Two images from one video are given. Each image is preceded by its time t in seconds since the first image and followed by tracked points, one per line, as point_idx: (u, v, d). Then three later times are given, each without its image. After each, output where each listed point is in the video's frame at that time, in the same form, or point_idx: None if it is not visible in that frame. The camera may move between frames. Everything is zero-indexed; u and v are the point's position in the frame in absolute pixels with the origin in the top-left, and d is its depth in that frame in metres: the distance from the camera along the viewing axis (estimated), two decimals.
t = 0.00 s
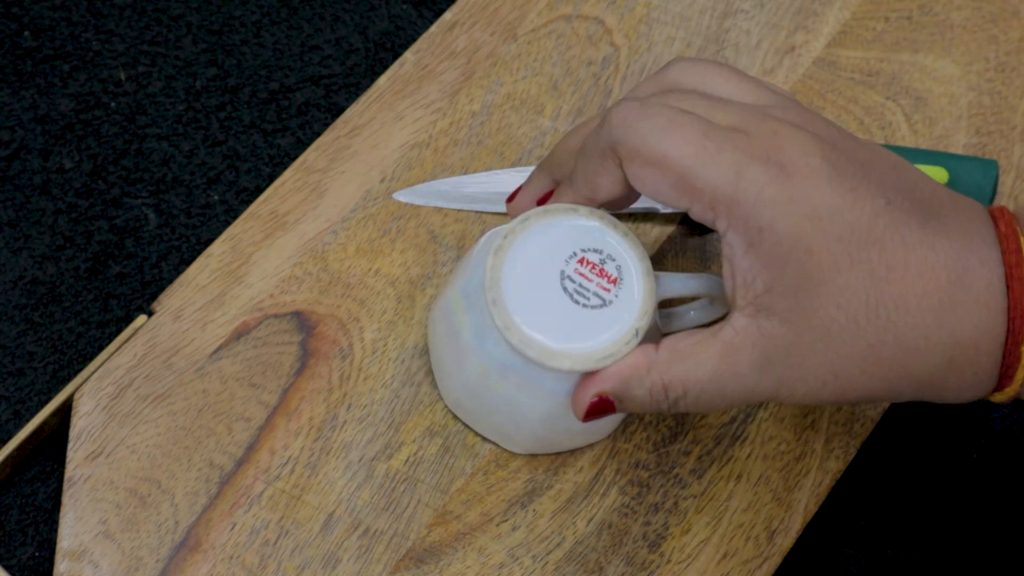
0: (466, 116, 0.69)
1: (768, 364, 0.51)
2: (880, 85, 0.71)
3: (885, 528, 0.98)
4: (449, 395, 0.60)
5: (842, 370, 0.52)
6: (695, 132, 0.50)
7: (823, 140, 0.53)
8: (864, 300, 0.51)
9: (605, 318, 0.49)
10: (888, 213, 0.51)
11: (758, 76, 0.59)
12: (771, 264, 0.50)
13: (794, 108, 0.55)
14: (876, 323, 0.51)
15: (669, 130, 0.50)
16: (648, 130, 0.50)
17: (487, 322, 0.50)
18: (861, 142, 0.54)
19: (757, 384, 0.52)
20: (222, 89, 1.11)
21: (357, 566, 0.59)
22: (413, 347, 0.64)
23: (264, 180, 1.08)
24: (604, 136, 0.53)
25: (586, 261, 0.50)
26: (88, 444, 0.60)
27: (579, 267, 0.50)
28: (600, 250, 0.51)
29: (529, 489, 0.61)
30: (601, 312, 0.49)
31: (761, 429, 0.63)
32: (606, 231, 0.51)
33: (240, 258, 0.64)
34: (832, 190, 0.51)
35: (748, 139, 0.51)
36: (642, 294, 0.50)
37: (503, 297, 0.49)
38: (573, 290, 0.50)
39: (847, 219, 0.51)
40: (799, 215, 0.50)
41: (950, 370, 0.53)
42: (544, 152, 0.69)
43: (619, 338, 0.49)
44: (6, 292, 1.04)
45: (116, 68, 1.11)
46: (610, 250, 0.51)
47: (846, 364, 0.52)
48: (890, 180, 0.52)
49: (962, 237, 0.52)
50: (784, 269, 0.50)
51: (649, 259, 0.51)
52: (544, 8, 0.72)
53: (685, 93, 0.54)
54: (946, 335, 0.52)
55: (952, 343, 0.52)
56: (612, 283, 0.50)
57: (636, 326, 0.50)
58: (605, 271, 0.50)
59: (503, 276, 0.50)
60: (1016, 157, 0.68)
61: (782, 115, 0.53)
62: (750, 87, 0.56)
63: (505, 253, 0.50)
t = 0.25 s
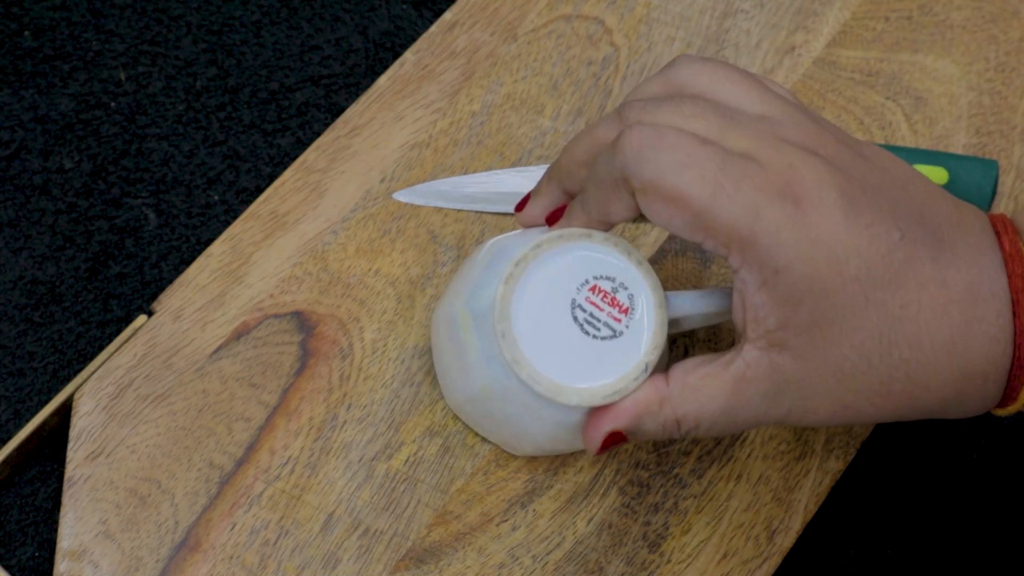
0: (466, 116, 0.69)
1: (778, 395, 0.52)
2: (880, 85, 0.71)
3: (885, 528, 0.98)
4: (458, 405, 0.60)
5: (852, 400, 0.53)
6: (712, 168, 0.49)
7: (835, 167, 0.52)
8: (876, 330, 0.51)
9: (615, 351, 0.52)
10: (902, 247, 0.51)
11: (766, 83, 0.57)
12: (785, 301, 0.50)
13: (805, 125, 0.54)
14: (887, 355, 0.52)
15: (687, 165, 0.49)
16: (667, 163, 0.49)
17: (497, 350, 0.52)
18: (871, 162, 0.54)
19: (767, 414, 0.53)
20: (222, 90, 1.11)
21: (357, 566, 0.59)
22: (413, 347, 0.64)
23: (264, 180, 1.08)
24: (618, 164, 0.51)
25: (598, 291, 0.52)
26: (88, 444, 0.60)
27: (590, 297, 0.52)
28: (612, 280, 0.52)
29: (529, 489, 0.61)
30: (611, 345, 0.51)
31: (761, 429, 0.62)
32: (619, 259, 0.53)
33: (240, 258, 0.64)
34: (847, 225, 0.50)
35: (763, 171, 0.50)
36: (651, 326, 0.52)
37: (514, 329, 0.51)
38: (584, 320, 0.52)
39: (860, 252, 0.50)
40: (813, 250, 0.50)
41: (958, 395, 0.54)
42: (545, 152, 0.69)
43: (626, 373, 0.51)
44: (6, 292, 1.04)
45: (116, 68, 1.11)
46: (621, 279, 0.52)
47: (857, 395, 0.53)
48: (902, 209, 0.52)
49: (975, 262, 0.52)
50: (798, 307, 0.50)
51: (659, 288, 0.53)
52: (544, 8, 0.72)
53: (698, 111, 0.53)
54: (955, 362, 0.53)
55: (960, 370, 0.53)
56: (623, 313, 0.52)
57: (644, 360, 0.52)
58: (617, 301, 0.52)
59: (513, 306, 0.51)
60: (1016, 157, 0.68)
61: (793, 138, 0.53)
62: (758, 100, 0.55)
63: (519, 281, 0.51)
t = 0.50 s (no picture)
0: (466, 116, 0.69)
1: (771, 385, 0.52)
2: (880, 85, 0.71)
3: (885, 528, 0.98)
4: (456, 404, 0.60)
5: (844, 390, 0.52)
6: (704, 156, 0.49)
7: (827, 158, 0.52)
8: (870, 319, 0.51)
9: (607, 342, 0.51)
10: (893, 237, 0.51)
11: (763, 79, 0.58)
12: (776, 290, 0.50)
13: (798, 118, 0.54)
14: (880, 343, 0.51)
15: (678, 153, 0.49)
16: (659, 152, 0.50)
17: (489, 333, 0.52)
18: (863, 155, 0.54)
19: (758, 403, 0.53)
20: (222, 90, 1.11)
21: (357, 566, 0.59)
22: (413, 348, 0.64)
23: (264, 180, 1.08)
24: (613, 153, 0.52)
25: (595, 282, 0.51)
26: (88, 444, 0.60)
27: (587, 288, 0.51)
28: (610, 273, 0.52)
29: (529, 489, 0.61)
30: (604, 335, 0.51)
31: (761, 429, 0.63)
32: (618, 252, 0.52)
33: (240, 258, 0.64)
34: (838, 215, 0.50)
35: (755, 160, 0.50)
36: (645, 320, 0.51)
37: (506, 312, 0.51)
38: (579, 309, 0.51)
39: (852, 241, 0.50)
40: (805, 237, 0.50)
41: (949, 387, 0.53)
42: (545, 152, 0.69)
43: (617, 365, 0.50)
44: (6, 292, 1.04)
45: (116, 68, 1.11)
46: (620, 273, 0.52)
47: (848, 384, 0.52)
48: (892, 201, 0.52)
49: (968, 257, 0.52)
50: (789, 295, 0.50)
51: (658, 285, 0.52)
52: (544, 8, 0.72)
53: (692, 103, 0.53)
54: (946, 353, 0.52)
55: (951, 363, 0.53)
56: (618, 306, 0.51)
57: (636, 354, 0.51)
58: (613, 293, 0.51)
59: (508, 288, 0.51)
60: (1016, 157, 0.68)
61: (786, 130, 0.53)
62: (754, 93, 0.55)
63: (516, 265, 0.51)
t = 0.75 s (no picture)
0: (466, 116, 0.69)
1: (744, 370, 0.52)
2: (880, 85, 0.71)
3: (885, 529, 0.98)
4: (443, 389, 0.60)
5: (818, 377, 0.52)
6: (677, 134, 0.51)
7: (811, 145, 0.53)
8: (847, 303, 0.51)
9: (590, 325, 0.50)
10: (870, 223, 0.52)
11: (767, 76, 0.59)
12: (746, 267, 0.51)
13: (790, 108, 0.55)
14: (856, 330, 0.51)
15: (653, 130, 0.51)
16: (636, 129, 0.52)
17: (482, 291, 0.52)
18: (855, 144, 0.54)
19: (731, 390, 0.52)
20: (222, 89, 1.11)
21: (357, 566, 0.59)
22: (413, 348, 0.64)
23: (264, 180, 1.08)
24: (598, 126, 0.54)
25: (596, 270, 0.51)
26: (88, 444, 0.60)
27: (586, 273, 0.51)
28: (613, 267, 0.51)
29: (529, 489, 0.61)
30: (589, 318, 0.50)
31: (761, 429, 0.63)
32: (624, 252, 0.52)
33: (240, 258, 0.64)
34: (813, 197, 0.51)
35: (731, 141, 0.52)
36: (635, 320, 0.50)
37: (501, 272, 0.51)
38: (572, 290, 0.51)
39: (825, 223, 0.51)
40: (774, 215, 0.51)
41: (927, 381, 0.53)
42: (544, 152, 0.68)
43: (593, 347, 0.49)
44: (6, 292, 1.04)
45: (116, 68, 1.11)
46: (622, 269, 0.52)
47: (823, 371, 0.52)
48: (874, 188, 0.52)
49: (952, 248, 0.52)
50: (760, 273, 0.51)
51: (656, 290, 0.52)
52: (544, 8, 0.72)
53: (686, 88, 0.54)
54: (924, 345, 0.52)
55: (929, 357, 0.52)
56: (611, 300, 0.51)
57: (615, 343, 0.50)
58: (610, 287, 0.51)
59: (510, 251, 0.51)
60: (1016, 157, 0.68)
61: (774, 118, 0.54)
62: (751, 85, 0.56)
63: (525, 232, 0.52)
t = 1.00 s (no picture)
0: (466, 116, 0.69)
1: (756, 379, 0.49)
2: (880, 85, 0.71)
3: (885, 528, 0.98)
4: (443, 390, 0.60)
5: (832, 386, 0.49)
6: (680, 131, 0.51)
7: (821, 150, 0.52)
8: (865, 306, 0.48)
9: (590, 322, 0.50)
10: (872, 223, 0.49)
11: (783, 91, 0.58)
12: (749, 266, 0.49)
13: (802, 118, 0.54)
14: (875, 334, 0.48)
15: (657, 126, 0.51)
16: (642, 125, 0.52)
17: (482, 290, 0.52)
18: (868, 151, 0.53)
19: (744, 399, 0.50)
20: (222, 89, 1.11)
21: (357, 566, 0.59)
22: (413, 348, 0.64)
23: (264, 180, 1.08)
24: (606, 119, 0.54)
25: (596, 270, 0.51)
26: (88, 444, 0.60)
27: (587, 272, 0.51)
28: (613, 267, 0.52)
29: (529, 489, 0.61)
30: (589, 316, 0.50)
31: (761, 429, 0.63)
32: (624, 251, 0.52)
33: (240, 258, 0.64)
34: (814, 197, 0.49)
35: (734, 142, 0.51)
36: (635, 318, 0.50)
37: (501, 270, 0.51)
38: (572, 289, 0.51)
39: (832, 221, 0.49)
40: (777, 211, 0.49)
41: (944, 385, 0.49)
42: (544, 152, 0.68)
43: (593, 345, 0.49)
44: (6, 292, 1.04)
45: (116, 68, 1.11)
46: (622, 270, 0.52)
47: (834, 381, 0.49)
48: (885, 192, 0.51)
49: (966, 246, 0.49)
50: (764, 271, 0.49)
51: (657, 291, 0.52)
52: (544, 8, 0.72)
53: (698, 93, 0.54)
54: (940, 346, 0.48)
55: (945, 356, 0.48)
56: (611, 299, 0.51)
57: (614, 341, 0.50)
58: (610, 286, 0.51)
59: (510, 250, 0.52)
60: (1016, 157, 0.68)
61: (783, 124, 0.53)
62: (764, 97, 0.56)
63: (526, 230, 0.52)
